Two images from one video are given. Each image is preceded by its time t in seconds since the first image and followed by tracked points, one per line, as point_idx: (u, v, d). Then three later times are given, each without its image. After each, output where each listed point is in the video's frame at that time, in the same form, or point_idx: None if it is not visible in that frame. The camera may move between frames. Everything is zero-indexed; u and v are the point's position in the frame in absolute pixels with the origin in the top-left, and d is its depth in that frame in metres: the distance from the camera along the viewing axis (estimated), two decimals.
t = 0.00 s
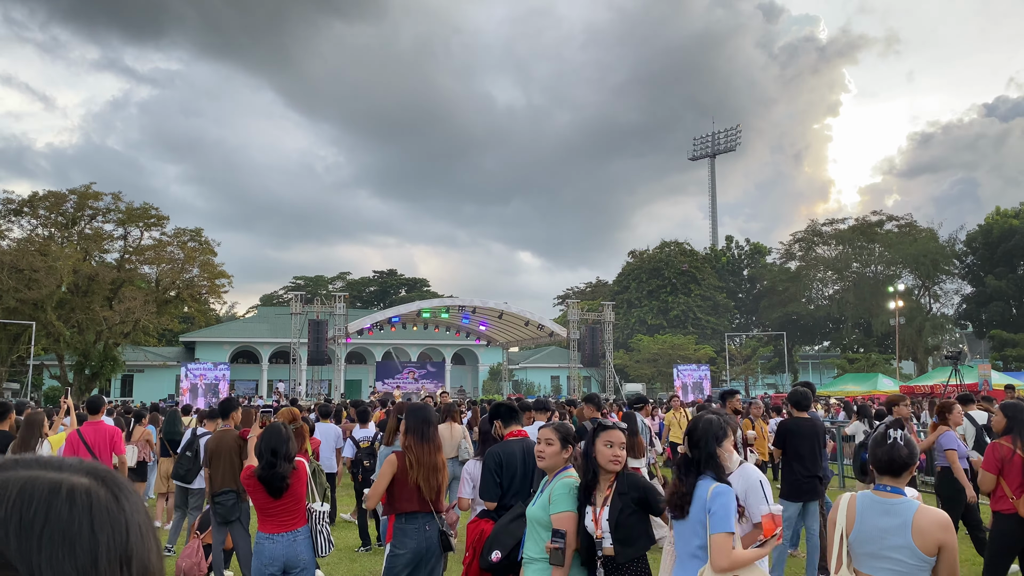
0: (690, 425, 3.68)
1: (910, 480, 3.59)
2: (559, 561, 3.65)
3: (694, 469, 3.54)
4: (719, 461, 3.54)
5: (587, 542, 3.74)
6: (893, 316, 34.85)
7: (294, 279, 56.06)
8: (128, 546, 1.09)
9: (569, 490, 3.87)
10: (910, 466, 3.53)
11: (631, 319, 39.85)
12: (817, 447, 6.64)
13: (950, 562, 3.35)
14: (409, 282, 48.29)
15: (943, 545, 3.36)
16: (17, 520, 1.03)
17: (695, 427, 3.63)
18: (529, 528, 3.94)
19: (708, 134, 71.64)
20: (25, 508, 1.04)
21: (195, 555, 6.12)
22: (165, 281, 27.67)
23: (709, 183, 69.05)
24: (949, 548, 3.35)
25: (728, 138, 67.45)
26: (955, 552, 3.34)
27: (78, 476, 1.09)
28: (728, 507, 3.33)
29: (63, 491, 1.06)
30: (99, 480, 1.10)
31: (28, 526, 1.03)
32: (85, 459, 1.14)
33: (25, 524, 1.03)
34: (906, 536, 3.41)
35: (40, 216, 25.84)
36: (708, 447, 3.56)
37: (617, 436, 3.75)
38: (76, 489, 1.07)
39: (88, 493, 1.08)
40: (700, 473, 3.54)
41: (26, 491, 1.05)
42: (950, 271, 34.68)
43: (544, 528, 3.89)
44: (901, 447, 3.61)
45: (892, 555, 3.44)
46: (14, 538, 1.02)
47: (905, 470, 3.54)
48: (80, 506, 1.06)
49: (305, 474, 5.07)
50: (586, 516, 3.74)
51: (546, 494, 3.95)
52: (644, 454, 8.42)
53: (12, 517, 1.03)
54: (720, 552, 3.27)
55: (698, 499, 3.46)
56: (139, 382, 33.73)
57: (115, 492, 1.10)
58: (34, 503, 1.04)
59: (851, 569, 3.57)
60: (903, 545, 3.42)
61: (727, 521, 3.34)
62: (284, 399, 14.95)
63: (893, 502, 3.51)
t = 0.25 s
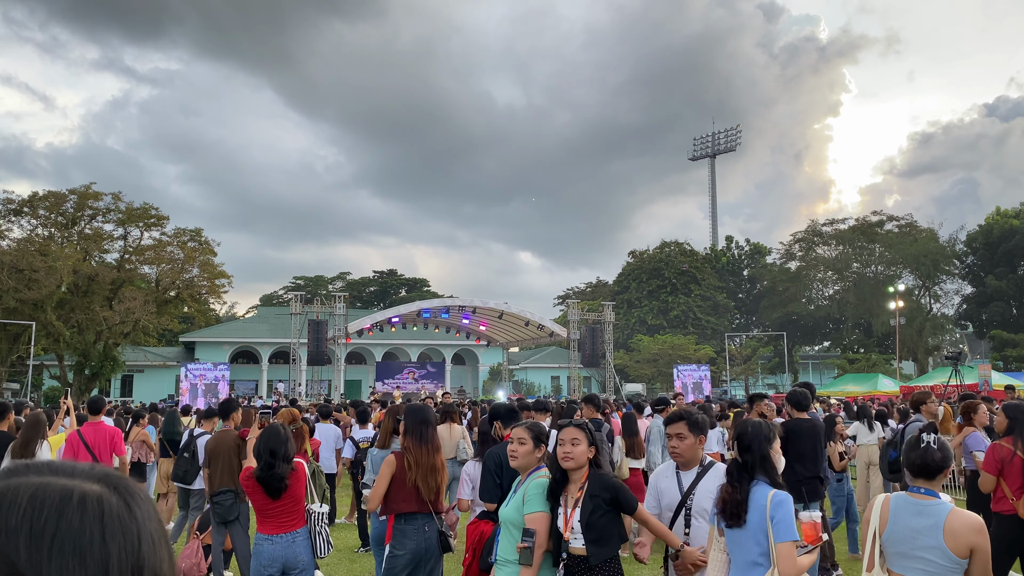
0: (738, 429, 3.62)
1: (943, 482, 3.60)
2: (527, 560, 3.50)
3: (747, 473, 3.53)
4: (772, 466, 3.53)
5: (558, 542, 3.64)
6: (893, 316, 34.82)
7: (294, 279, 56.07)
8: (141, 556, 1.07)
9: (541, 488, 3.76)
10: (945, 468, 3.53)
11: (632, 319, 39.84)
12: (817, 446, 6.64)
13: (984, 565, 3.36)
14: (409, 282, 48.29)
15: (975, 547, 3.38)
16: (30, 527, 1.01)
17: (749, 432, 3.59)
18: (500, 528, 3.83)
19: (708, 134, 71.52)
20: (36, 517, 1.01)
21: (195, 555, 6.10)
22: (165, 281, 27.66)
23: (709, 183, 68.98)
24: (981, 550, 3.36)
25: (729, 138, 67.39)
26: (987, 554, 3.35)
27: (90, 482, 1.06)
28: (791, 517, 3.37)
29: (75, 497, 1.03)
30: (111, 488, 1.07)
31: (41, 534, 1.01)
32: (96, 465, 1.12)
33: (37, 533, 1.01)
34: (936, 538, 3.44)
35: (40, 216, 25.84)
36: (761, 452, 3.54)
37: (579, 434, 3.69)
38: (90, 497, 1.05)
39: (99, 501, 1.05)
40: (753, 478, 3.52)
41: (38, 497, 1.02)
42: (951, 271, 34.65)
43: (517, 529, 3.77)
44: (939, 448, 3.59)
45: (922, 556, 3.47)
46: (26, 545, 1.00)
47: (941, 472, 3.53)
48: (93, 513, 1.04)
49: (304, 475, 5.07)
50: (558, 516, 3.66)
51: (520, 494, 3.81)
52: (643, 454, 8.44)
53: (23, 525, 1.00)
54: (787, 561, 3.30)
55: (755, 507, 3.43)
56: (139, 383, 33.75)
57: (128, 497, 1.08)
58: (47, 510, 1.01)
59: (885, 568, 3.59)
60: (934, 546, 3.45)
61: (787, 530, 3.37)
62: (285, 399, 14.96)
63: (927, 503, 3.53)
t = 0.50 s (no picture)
0: (782, 427, 3.78)
1: (972, 477, 3.68)
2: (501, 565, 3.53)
3: (791, 470, 3.68)
4: (814, 461, 3.69)
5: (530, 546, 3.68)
6: (893, 317, 34.80)
7: (294, 279, 56.04)
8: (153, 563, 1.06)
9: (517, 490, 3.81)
10: (973, 464, 3.64)
11: (632, 320, 39.84)
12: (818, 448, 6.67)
13: (1017, 558, 3.39)
14: (409, 282, 48.28)
15: (1003, 539, 3.45)
16: (42, 536, 0.98)
17: (789, 430, 3.75)
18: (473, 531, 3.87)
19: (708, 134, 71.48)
20: (48, 523, 0.98)
21: (195, 555, 6.06)
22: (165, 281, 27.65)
23: (708, 184, 68.96)
24: (1010, 541, 3.42)
25: (729, 138, 67.39)
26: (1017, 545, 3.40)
27: (101, 490, 1.04)
28: (841, 510, 3.50)
29: (88, 505, 1.01)
30: (121, 494, 1.05)
31: (54, 543, 0.98)
32: (104, 474, 1.09)
33: (51, 541, 0.98)
34: (964, 530, 3.53)
35: (40, 216, 25.83)
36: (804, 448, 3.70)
37: (537, 439, 3.69)
38: (102, 504, 1.02)
39: (112, 509, 1.03)
40: (797, 475, 3.68)
41: (52, 504, 0.99)
42: (950, 272, 34.68)
43: (490, 533, 3.85)
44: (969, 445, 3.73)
45: (951, 548, 3.56)
46: (39, 555, 0.96)
47: (971, 466, 3.64)
48: (107, 521, 1.03)
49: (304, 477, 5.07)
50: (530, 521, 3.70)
51: (491, 498, 3.87)
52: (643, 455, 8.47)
53: (36, 533, 0.97)
54: (841, 555, 3.42)
55: (802, 503, 3.57)
56: (139, 383, 33.75)
57: (137, 505, 1.06)
58: (60, 519, 0.99)
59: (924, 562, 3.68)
60: (963, 538, 3.53)
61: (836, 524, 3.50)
62: (284, 400, 14.96)
63: (955, 498, 3.61)
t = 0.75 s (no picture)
0: (817, 431, 3.78)
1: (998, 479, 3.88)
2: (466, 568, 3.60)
3: (824, 473, 3.67)
4: (845, 464, 3.69)
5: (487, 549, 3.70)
6: (893, 318, 34.76)
7: (294, 279, 56.04)
8: (159, 568, 1.08)
9: (481, 492, 3.79)
10: (999, 464, 3.84)
11: (632, 320, 39.84)
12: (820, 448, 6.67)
13: None
14: (409, 282, 48.28)
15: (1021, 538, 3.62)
16: (55, 545, 0.99)
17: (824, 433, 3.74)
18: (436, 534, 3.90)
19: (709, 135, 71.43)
20: (62, 533, 0.99)
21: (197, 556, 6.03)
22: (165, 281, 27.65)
23: (708, 184, 68.95)
24: None
25: (729, 139, 67.38)
26: None
27: (108, 499, 1.05)
28: (876, 515, 3.50)
29: (98, 514, 1.02)
30: (123, 503, 1.06)
31: (68, 549, 0.99)
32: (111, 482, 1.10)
33: (64, 549, 0.99)
34: (985, 528, 3.71)
35: (40, 216, 25.83)
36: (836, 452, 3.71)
37: (493, 442, 3.69)
38: (111, 512, 1.04)
39: (121, 517, 1.05)
40: (830, 478, 3.67)
41: (63, 513, 1.00)
42: (951, 273, 34.69)
43: (455, 533, 3.82)
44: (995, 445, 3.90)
45: (972, 544, 3.76)
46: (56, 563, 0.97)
47: (995, 466, 3.85)
48: (117, 529, 1.04)
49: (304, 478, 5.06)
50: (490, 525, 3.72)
51: (457, 498, 3.87)
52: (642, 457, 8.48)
53: (50, 540, 0.98)
54: (878, 559, 3.43)
55: (838, 507, 3.58)
56: (138, 383, 33.76)
57: (142, 514, 1.08)
58: (73, 527, 1.00)
59: (953, 560, 3.87)
60: (985, 536, 3.71)
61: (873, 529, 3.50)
62: (284, 400, 14.97)
63: (981, 497, 3.81)
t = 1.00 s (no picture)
0: (844, 427, 3.88)
1: None
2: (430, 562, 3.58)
3: (848, 467, 3.80)
4: (871, 461, 3.78)
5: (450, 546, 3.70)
6: (893, 319, 34.72)
7: (295, 279, 56.10)
8: (146, 565, 1.08)
9: (445, 491, 3.80)
10: None
11: (632, 321, 39.85)
12: (819, 449, 6.66)
13: None
14: (409, 283, 48.30)
15: None
16: (42, 538, 0.99)
17: (851, 429, 3.86)
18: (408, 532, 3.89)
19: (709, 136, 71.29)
20: (50, 527, 1.00)
21: (197, 555, 6.02)
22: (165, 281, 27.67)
23: (709, 186, 69.02)
24: None
25: (729, 140, 67.45)
26: None
27: (97, 496, 1.05)
28: (899, 510, 3.59)
29: (86, 509, 1.03)
30: (113, 500, 1.07)
31: (56, 542, 0.99)
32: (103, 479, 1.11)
33: (50, 544, 0.99)
34: None
35: (41, 216, 25.86)
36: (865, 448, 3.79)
37: (452, 441, 3.73)
38: (99, 509, 1.04)
39: (109, 515, 1.05)
40: (855, 473, 3.79)
41: (52, 507, 1.00)
42: (951, 274, 34.67)
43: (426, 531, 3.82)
44: None
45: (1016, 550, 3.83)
46: (39, 556, 0.97)
47: None
48: (104, 526, 1.04)
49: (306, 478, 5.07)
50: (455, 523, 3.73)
51: (429, 496, 3.85)
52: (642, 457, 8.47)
53: (37, 535, 0.98)
54: (902, 552, 3.51)
55: (861, 501, 3.69)
56: (138, 383, 33.77)
57: (130, 512, 1.08)
58: (62, 522, 1.00)
59: (998, 564, 3.95)
60: None
61: (896, 524, 3.58)
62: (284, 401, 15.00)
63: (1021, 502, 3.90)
